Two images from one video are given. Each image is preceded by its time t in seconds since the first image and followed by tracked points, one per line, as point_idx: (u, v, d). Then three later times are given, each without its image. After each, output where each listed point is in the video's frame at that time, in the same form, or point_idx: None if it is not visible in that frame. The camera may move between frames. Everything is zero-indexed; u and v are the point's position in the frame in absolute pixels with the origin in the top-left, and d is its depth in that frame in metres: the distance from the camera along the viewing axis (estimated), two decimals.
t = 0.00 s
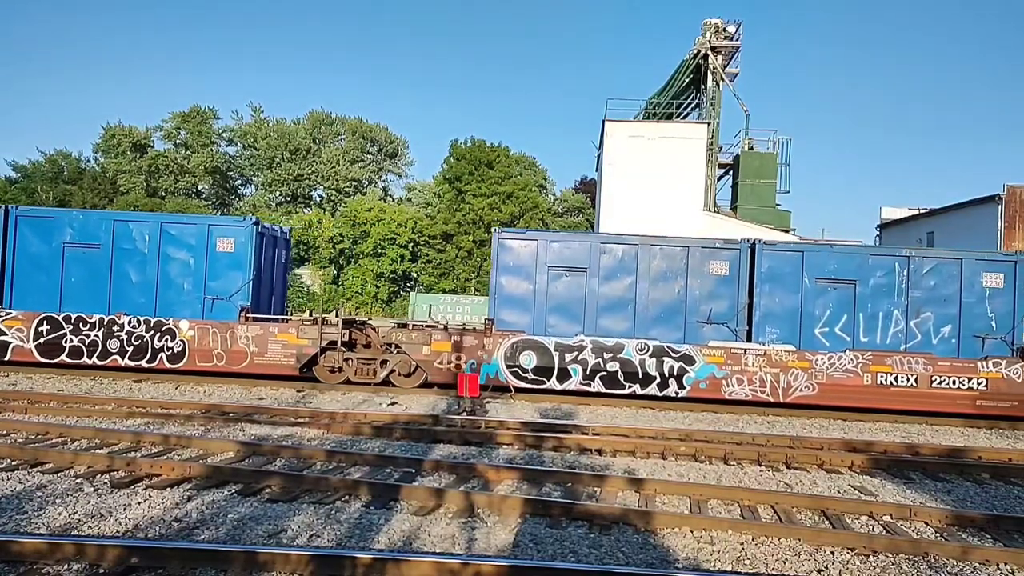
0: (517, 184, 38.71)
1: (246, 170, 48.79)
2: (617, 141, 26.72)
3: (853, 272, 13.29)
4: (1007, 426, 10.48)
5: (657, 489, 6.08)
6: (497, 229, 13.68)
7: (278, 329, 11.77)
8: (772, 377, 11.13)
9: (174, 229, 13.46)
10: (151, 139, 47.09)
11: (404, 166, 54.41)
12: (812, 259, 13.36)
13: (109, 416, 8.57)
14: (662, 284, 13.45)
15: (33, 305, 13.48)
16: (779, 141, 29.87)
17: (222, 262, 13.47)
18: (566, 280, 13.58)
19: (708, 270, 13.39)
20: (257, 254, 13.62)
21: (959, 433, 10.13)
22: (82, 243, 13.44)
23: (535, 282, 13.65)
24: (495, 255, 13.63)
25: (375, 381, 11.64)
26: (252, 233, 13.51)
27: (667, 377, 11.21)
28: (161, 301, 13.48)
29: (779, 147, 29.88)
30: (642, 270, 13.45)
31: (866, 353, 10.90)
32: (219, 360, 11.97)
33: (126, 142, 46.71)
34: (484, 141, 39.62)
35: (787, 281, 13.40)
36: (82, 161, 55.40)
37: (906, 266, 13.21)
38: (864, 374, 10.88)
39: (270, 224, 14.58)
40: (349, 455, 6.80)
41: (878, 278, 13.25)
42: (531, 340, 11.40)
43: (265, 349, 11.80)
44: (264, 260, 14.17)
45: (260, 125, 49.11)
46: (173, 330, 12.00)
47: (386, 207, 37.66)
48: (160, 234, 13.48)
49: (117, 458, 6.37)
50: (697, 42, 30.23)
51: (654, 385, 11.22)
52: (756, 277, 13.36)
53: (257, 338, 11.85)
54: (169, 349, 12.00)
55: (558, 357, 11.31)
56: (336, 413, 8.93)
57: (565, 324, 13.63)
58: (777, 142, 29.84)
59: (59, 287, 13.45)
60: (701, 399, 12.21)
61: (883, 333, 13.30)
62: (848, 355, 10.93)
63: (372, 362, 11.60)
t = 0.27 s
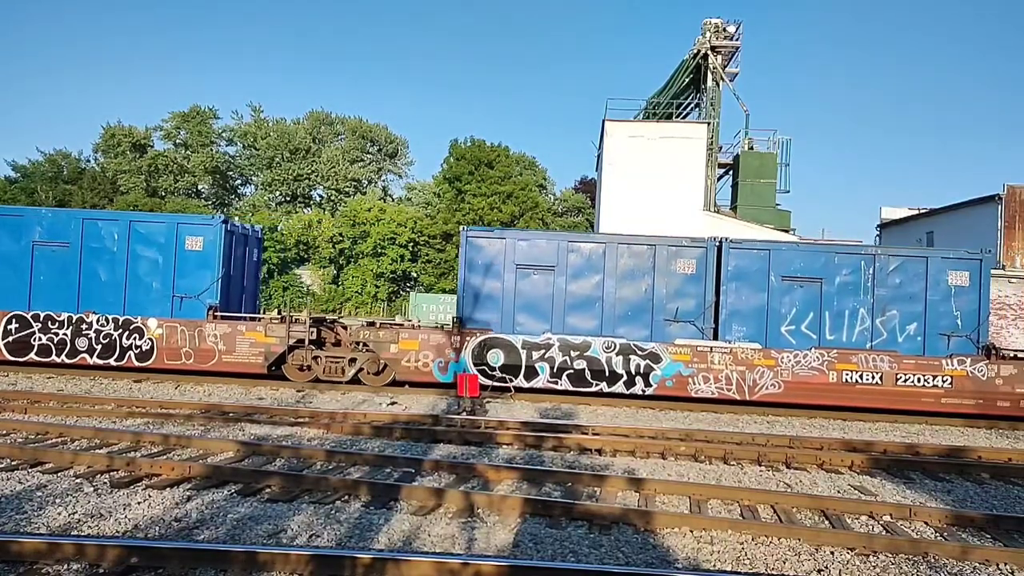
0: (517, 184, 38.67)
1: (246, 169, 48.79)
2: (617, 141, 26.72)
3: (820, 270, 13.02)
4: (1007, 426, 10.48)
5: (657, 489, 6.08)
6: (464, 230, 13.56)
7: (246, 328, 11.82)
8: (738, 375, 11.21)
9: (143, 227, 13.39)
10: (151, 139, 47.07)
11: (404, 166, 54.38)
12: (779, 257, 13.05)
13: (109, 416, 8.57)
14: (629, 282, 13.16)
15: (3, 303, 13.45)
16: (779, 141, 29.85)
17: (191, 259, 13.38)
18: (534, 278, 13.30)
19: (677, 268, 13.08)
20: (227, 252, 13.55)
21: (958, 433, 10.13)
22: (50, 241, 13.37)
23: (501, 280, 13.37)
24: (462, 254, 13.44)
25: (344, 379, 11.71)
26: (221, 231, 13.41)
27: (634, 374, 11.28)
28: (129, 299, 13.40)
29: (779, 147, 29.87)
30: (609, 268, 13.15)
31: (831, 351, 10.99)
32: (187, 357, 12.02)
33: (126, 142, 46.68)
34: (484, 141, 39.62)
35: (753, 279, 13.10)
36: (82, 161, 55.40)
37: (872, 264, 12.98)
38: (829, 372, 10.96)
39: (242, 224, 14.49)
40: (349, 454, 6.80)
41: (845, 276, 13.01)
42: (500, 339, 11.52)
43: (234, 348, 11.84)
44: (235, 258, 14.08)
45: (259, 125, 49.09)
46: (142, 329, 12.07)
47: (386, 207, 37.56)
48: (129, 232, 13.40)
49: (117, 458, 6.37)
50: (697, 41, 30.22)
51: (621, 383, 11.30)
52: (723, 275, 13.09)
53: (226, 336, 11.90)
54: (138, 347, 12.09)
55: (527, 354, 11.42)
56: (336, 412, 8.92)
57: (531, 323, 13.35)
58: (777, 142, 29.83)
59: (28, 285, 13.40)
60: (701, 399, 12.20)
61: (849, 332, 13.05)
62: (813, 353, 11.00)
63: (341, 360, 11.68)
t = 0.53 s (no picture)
0: (517, 184, 38.63)
1: (247, 170, 48.80)
2: (617, 142, 26.73)
3: (786, 269, 13.20)
4: (1007, 426, 10.48)
5: (657, 489, 6.08)
6: (435, 228, 13.67)
7: (214, 326, 11.86)
8: (705, 373, 11.23)
9: (113, 226, 13.35)
10: (151, 139, 47.04)
11: (404, 166, 54.36)
12: (745, 256, 13.23)
13: (109, 416, 8.57)
14: (597, 281, 13.28)
15: None
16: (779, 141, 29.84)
17: (160, 259, 13.35)
18: (504, 277, 13.48)
19: (644, 267, 13.23)
20: (196, 251, 13.52)
21: (958, 433, 10.13)
22: (20, 239, 13.31)
23: (473, 279, 13.56)
24: (433, 253, 13.64)
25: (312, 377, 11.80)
26: (191, 230, 13.38)
27: (601, 373, 11.33)
28: (98, 298, 13.36)
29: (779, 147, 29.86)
30: (577, 267, 13.28)
31: (797, 350, 11.02)
32: (157, 356, 12.05)
33: (126, 142, 46.66)
34: (484, 141, 39.61)
35: (720, 278, 13.29)
36: (82, 161, 55.38)
37: (838, 263, 13.18)
38: (795, 369, 10.98)
39: (213, 221, 14.41)
40: (349, 454, 6.80)
41: (811, 275, 13.20)
42: (467, 336, 11.63)
43: (202, 346, 11.88)
44: (205, 257, 14.05)
45: (260, 125, 49.07)
46: (111, 327, 12.13)
47: (386, 207, 37.43)
48: (98, 231, 13.34)
49: (117, 458, 6.37)
50: (697, 42, 30.23)
51: (587, 382, 11.33)
52: (690, 274, 13.26)
53: (194, 334, 11.93)
54: (107, 346, 12.14)
55: (494, 353, 11.53)
56: (336, 412, 8.93)
57: (502, 321, 13.59)
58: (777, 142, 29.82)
59: None
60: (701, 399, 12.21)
61: (815, 330, 13.26)
62: (778, 351, 11.02)
63: (309, 359, 11.77)
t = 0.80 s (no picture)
0: (517, 184, 38.60)
1: (247, 170, 48.78)
2: (618, 142, 26.72)
3: (752, 267, 12.87)
4: (1007, 426, 10.48)
5: (657, 489, 6.08)
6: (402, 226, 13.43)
7: (182, 325, 11.88)
8: (671, 371, 11.24)
9: (82, 223, 13.01)
10: (151, 139, 47.00)
11: (404, 166, 54.34)
12: (711, 254, 12.90)
13: (108, 416, 8.57)
14: (564, 279, 13.00)
15: None
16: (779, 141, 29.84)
17: (130, 257, 12.99)
18: (471, 276, 13.22)
19: (611, 266, 12.92)
20: (166, 248, 13.18)
21: (958, 433, 10.13)
22: None
23: (441, 278, 13.29)
24: (400, 251, 13.33)
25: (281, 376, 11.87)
26: (161, 228, 13.03)
27: (567, 371, 11.42)
28: (66, 296, 12.96)
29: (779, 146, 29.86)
30: (544, 265, 13.03)
31: (763, 348, 11.05)
32: (125, 355, 12.08)
33: (126, 142, 46.62)
34: (484, 141, 39.59)
35: (687, 276, 12.96)
36: (82, 161, 55.35)
37: (804, 261, 12.85)
38: (760, 368, 11.02)
39: (184, 219, 14.09)
40: (349, 454, 6.80)
41: (777, 273, 12.84)
42: (435, 335, 11.66)
43: (170, 345, 11.90)
44: (176, 254, 13.66)
45: (259, 125, 49.04)
46: (79, 326, 12.17)
47: (386, 207, 37.32)
48: (66, 228, 12.98)
49: (117, 458, 6.37)
50: (697, 42, 30.23)
51: (555, 379, 11.41)
52: (656, 272, 12.92)
53: (163, 333, 11.95)
54: (76, 344, 12.20)
55: (461, 352, 11.62)
56: (336, 412, 8.92)
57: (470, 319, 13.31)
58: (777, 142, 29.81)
59: None
60: (700, 399, 12.20)
61: (781, 328, 12.90)
62: (744, 349, 11.05)
63: (278, 357, 11.86)
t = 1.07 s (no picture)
0: (517, 184, 38.57)
1: (247, 170, 48.77)
2: (617, 142, 26.72)
3: (719, 266, 12.77)
4: (1006, 426, 10.48)
5: (656, 489, 6.09)
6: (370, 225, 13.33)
7: (150, 323, 11.89)
8: (637, 369, 11.30)
9: (51, 222, 12.99)
10: (151, 139, 46.99)
11: (404, 166, 54.33)
12: (677, 253, 12.81)
13: (109, 416, 8.57)
14: (531, 278, 12.96)
15: None
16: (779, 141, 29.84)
17: (98, 255, 12.99)
18: (439, 275, 13.16)
19: (578, 264, 12.87)
20: (135, 247, 13.16)
21: (958, 433, 10.13)
22: None
23: (408, 276, 13.19)
24: (367, 250, 13.22)
25: (250, 373, 11.92)
26: (129, 227, 13.01)
27: (535, 369, 11.43)
28: (35, 294, 12.97)
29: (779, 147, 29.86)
30: (512, 264, 12.99)
31: (728, 346, 11.10)
32: (93, 353, 12.07)
33: (126, 142, 46.60)
34: (484, 141, 39.58)
35: (655, 274, 12.85)
36: (82, 161, 55.34)
37: (770, 260, 12.74)
38: (726, 366, 11.09)
39: (154, 219, 14.04)
40: (349, 454, 6.80)
41: (744, 271, 12.76)
42: (403, 333, 11.69)
43: (138, 343, 11.90)
44: (146, 252, 13.65)
45: (260, 125, 49.02)
46: (48, 324, 12.16)
47: (386, 207, 37.24)
48: (35, 226, 12.97)
49: (117, 458, 6.37)
50: (697, 42, 30.23)
51: (522, 377, 11.43)
52: (622, 271, 12.83)
53: (131, 331, 11.95)
54: (44, 342, 12.17)
55: (429, 350, 11.63)
56: (336, 412, 8.93)
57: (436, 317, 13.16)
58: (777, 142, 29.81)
59: None
60: (700, 399, 12.19)
61: (748, 326, 12.78)
62: (710, 347, 11.11)
63: (247, 355, 11.89)
